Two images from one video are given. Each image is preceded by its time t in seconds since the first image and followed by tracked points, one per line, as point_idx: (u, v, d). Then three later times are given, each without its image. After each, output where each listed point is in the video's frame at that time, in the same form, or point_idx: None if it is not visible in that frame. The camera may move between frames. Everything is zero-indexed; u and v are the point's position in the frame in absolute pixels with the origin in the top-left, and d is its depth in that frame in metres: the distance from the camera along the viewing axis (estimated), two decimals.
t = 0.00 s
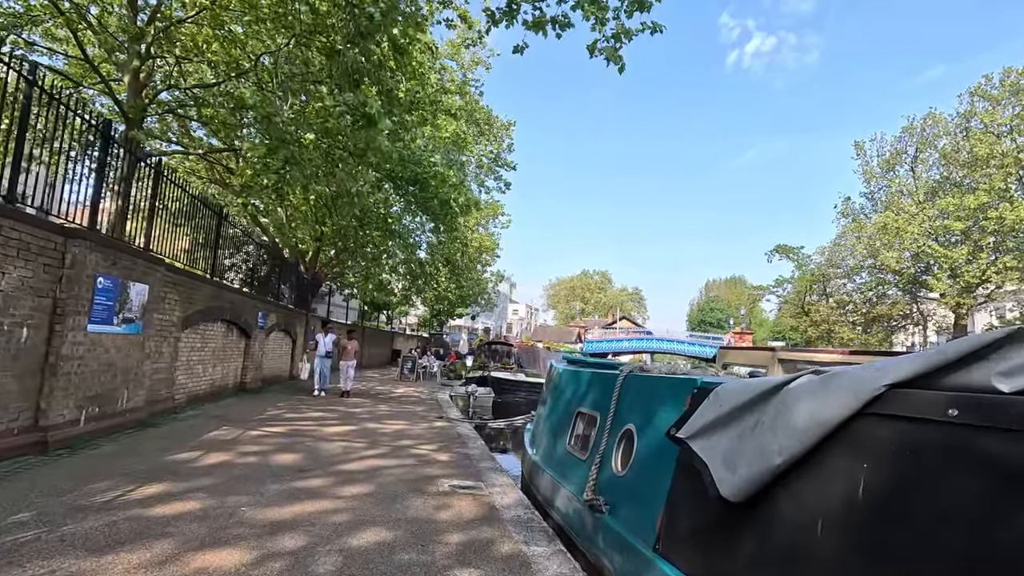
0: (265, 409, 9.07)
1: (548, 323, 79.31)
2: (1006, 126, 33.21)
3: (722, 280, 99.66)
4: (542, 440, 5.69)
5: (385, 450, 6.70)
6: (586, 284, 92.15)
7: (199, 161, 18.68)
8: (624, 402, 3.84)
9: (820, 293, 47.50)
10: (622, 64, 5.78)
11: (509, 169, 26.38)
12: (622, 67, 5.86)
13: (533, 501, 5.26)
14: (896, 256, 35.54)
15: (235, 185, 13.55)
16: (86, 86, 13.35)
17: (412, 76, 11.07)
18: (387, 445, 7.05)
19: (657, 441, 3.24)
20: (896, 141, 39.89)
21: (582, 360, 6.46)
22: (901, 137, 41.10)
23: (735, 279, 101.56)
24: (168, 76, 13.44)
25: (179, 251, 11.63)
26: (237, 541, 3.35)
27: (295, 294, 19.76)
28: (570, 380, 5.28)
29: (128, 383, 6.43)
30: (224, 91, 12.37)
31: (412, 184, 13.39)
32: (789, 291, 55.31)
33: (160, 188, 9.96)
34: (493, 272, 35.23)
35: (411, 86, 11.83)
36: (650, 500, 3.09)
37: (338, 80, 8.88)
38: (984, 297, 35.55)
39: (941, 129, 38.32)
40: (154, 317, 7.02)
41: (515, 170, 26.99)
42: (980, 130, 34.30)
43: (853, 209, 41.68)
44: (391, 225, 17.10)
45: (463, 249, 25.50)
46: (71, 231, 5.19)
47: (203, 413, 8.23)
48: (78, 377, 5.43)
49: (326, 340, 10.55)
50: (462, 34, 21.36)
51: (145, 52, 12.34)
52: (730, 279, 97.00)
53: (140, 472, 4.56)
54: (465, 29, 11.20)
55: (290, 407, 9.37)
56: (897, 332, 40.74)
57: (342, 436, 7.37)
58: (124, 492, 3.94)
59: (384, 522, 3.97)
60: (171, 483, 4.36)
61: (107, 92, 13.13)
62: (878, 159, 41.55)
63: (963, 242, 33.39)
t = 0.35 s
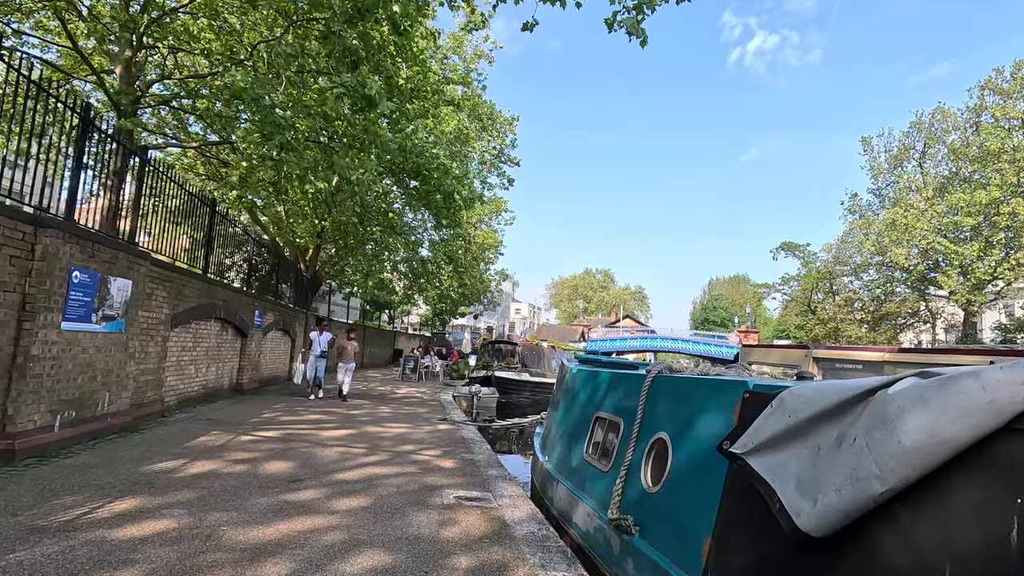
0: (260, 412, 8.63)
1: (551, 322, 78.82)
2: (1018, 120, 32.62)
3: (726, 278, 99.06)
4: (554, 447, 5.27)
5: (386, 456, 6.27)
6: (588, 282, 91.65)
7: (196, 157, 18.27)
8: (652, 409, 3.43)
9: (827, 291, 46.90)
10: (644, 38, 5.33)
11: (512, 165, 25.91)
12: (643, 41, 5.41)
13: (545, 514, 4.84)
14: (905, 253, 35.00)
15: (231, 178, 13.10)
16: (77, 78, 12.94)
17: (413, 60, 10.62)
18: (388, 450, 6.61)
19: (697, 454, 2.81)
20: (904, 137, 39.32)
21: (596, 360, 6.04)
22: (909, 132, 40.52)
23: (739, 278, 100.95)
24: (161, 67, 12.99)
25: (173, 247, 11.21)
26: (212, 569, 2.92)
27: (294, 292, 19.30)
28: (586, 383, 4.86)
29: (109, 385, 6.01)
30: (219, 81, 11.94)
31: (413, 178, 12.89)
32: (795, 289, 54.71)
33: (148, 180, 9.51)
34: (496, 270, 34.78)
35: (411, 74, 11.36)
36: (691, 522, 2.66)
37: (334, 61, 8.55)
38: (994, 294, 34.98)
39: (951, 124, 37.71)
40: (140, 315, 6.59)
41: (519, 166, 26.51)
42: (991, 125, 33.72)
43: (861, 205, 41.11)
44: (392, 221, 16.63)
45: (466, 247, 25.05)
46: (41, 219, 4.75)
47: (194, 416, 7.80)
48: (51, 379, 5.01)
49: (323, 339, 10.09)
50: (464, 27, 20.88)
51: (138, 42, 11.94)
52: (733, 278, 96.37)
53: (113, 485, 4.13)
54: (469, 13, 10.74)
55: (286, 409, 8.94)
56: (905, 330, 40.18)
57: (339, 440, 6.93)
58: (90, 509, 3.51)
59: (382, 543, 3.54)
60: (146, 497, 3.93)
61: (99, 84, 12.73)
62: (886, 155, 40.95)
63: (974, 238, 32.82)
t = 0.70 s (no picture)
0: (253, 412, 8.24)
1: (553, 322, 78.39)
2: None
3: (730, 277, 98.53)
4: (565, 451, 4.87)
5: (383, 461, 5.85)
6: (591, 282, 91.19)
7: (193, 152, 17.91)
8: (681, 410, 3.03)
9: (833, 290, 46.36)
10: (663, 9, 4.92)
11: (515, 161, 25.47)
12: (662, 13, 4.99)
13: (556, 525, 4.45)
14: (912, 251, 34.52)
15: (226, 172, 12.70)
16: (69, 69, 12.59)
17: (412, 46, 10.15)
18: (386, 454, 6.21)
19: (739, 465, 2.41)
20: (912, 133, 38.79)
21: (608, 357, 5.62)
22: (917, 129, 39.99)
23: (742, 277, 100.44)
24: (154, 56, 12.60)
25: (166, 243, 10.85)
26: None
27: (293, 290, 18.90)
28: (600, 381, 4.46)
29: (88, 385, 5.63)
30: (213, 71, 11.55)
31: (413, 171, 12.43)
32: (800, 288, 54.18)
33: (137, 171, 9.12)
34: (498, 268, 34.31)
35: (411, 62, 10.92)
36: (742, 550, 2.24)
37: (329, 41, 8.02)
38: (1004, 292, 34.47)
39: (959, 120, 37.17)
40: (122, 311, 6.21)
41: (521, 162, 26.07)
42: (1001, 121, 33.19)
43: (867, 202, 40.63)
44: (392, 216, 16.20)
45: (468, 244, 24.62)
46: (9, 205, 4.35)
47: (182, 417, 7.41)
48: (18, 378, 4.63)
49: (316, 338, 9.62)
50: (466, 19, 20.43)
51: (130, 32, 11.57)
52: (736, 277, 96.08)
53: (79, 495, 3.74)
54: None
55: (281, 410, 8.53)
56: (913, 329, 39.67)
57: (334, 443, 6.51)
58: (45, 526, 3.12)
59: (374, 562, 3.13)
60: (113, 510, 3.53)
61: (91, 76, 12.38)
62: (893, 152, 40.43)
63: (983, 236, 32.28)
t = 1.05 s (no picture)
0: (242, 418, 7.81)
1: (555, 321, 77.89)
2: None
3: (733, 277, 97.99)
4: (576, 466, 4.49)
5: (379, 473, 5.43)
6: (593, 281, 90.69)
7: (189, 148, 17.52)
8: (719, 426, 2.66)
9: (838, 289, 45.84)
10: None
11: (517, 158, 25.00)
12: None
13: (569, 548, 4.06)
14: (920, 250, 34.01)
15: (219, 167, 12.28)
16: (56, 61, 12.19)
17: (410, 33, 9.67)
18: (382, 465, 5.77)
19: (810, 497, 2.05)
20: (919, 131, 38.27)
21: (620, 361, 5.24)
22: (924, 126, 39.46)
23: (744, 276, 99.85)
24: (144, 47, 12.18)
25: (156, 241, 10.46)
26: None
27: (290, 289, 18.48)
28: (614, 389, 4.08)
29: (59, 392, 5.22)
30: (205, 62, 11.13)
31: (413, 165, 12.04)
32: (805, 287, 53.63)
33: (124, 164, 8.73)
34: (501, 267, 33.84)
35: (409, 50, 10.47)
36: None
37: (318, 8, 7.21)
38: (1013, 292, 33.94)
39: (968, 117, 36.65)
40: (98, 311, 5.79)
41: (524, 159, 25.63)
42: (1010, 118, 32.67)
43: (873, 201, 40.11)
44: (392, 213, 15.73)
45: (469, 243, 24.17)
46: None
47: (167, 424, 6.99)
48: None
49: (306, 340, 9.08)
50: (467, 12, 19.94)
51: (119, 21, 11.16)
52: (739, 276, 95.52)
53: (32, 520, 3.33)
54: None
55: (273, 415, 8.10)
56: (920, 329, 39.14)
57: (327, 453, 6.09)
58: None
59: None
60: (67, 539, 3.12)
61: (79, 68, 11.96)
62: (900, 150, 39.89)
63: (992, 235, 31.78)
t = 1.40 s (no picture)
0: (239, 420, 7.39)
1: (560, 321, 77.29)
2: None
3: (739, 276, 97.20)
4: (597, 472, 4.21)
5: (383, 480, 4.99)
6: (598, 280, 90.05)
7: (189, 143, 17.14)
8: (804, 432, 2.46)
9: (848, 287, 45.15)
10: None
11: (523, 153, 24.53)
12: None
13: (598, 566, 3.73)
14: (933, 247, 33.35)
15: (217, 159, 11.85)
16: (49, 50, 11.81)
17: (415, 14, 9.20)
18: (386, 471, 5.34)
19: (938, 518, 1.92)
20: (931, 125, 37.61)
21: (646, 357, 4.85)
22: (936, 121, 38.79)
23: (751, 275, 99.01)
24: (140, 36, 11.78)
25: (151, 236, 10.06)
26: None
27: (292, 287, 18.06)
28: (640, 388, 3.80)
29: (36, 391, 4.81)
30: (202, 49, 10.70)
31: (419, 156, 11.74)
32: (815, 285, 52.90)
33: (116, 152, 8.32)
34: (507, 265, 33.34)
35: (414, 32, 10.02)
36: None
37: None
38: None
39: (982, 112, 36.00)
40: (82, 304, 5.38)
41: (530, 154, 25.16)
42: None
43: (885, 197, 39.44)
44: (395, 207, 15.27)
45: (475, 240, 23.71)
46: None
47: (159, 425, 6.58)
48: None
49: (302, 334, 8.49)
50: (472, 3, 19.50)
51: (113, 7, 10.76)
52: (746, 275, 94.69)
53: None
54: None
55: (271, 416, 7.66)
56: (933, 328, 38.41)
57: (328, 457, 5.65)
58: None
59: None
60: (23, 560, 2.70)
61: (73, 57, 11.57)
62: (912, 145, 39.23)
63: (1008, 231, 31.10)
